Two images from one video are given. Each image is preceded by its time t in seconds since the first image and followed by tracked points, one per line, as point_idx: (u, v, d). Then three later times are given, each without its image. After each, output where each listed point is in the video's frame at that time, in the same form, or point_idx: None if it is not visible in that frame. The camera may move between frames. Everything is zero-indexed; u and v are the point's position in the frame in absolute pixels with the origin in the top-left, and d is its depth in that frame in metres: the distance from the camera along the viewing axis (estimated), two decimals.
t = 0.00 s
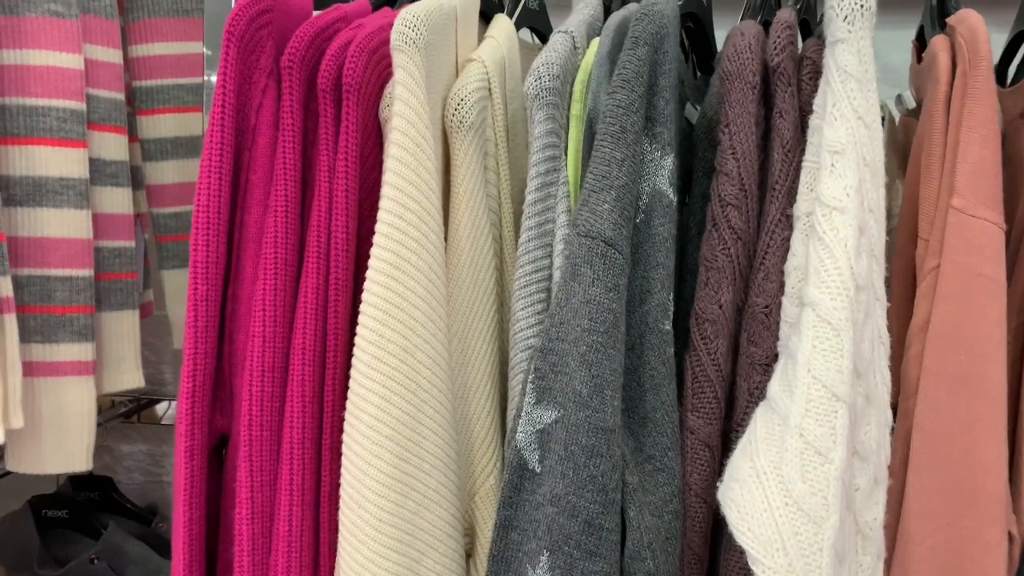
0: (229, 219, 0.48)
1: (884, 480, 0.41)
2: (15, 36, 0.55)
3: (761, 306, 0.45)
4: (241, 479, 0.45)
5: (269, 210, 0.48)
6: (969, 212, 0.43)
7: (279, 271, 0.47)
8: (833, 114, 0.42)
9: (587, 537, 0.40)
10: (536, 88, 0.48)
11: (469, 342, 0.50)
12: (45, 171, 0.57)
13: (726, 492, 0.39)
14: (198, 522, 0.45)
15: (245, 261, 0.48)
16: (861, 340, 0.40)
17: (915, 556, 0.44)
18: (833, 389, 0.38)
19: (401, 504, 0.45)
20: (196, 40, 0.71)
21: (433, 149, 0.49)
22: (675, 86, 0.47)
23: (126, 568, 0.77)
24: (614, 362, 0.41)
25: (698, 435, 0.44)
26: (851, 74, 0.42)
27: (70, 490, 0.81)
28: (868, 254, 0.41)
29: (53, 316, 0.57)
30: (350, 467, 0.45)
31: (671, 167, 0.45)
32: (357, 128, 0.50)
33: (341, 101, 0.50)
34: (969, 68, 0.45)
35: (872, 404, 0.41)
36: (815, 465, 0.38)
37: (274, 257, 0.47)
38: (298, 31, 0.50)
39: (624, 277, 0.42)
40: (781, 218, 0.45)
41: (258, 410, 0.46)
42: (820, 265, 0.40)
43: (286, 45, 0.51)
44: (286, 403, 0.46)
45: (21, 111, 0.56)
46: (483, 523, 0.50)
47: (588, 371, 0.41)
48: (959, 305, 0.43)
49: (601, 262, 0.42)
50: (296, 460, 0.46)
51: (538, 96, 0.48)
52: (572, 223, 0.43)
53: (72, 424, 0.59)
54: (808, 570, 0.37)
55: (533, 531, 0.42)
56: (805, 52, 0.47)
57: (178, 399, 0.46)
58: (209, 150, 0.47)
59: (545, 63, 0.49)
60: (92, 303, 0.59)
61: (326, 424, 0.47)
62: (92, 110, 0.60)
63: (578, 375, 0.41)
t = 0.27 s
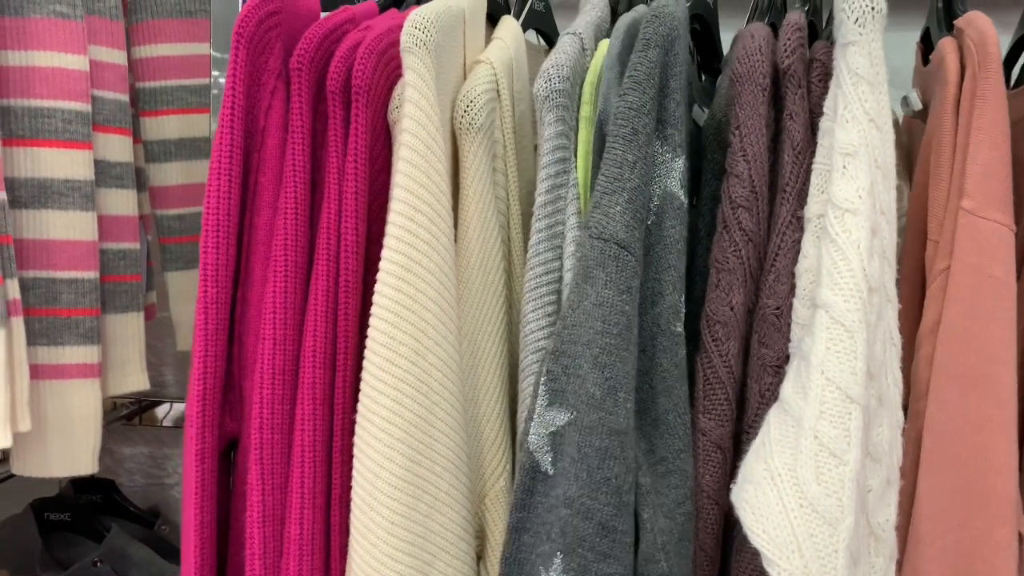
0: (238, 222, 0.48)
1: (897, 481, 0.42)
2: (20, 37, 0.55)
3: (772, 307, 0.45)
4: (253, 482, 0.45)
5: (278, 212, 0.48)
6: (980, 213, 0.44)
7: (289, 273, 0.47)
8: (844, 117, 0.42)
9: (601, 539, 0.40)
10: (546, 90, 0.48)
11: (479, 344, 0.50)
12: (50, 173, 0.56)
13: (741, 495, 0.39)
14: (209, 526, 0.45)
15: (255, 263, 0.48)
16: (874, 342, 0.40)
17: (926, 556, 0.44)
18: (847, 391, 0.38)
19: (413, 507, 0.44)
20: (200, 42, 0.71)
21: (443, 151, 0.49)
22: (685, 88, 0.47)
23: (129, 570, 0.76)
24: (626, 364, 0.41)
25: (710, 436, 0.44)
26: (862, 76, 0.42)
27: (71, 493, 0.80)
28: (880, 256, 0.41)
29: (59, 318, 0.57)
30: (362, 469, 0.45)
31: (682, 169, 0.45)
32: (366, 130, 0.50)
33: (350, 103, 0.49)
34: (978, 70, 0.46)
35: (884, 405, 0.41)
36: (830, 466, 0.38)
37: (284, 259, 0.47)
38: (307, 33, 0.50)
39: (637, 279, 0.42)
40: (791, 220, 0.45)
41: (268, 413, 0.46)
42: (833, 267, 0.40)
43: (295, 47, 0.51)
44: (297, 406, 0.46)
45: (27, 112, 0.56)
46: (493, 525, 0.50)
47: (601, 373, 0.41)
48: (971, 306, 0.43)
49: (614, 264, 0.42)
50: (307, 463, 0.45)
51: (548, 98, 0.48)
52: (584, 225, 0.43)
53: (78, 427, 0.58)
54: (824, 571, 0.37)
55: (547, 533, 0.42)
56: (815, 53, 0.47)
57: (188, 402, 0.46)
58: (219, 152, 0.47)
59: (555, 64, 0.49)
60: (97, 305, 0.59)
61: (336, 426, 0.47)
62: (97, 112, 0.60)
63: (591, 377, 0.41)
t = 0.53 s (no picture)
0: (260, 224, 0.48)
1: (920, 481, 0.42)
2: (36, 39, 0.55)
3: (794, 309, 0.45)
4: (278, 484, 0.45)
5: (300, 215, 0.48)
6: (999, 216, 0.44)
7: (312, 276, 0.47)
8: (867, 120, 0.43)
9: (629, 540, 0.41)
10: (568, 92, 0.49)
11: (500, 345, 0.50)
12: (67, 175, 0.56)
13: (768, 495, 0.39)
14: (234, 529, 0.45)
15: (277, 265, 0.48)
16: (898, 343, 0.40)
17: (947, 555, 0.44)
18: (873, 392, 0.39)
19: (438, 508, 0.45)
20: (211, 43, 0.71)
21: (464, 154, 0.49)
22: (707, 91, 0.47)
23: (140, 572, 0.76)
24: (653, 366, 0.42)
25: (733, 437, 0.45)
26: (884, 80, 0.43)
27: (81, 496, 0.80)
28: (903, 258, 0.41)
29: (76, 321, 0.57)
30: (388, 472, 0.45)
31: (705, 171, 0.45)
32: (387, 132, 0.50)
33: (372, 105, 0.50)
34: (997, 74, 0.46)
35: (908, 406, 0.41)
36: (857, 467, 0.38)
37: (307, 262, 0.47)
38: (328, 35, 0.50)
39: (662, 281, 0.43)
40: (813, 222, 0.46)
41: (292, 416, 0.46)
42: (857, 270, 0.41)
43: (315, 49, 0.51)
44: (321, 408, 0.46)
45: (43, 115, 0.56)
46: (515, 526, 0.50)
47: (627, 374, 0.41)
48: (991, 307, 0.44)
49: (639, 267, 0.42)
50: (332, 465, 0.46)
51: (570, 100, 0.48)
52: (608, 228, 0.44)
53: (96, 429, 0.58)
54: (853, 570, 0.37)
55: (573, 534, 0.42)
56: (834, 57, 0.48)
57: (212, 404, 0.46)
58: (242, 155, 0.47)
59: (575, 67, 0.49)
60: (114, 307, 0.59)
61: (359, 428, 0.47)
62: (111, 114, 0.60)
63: (617, 379, 0.41)
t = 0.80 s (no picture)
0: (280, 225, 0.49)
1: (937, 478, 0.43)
2: (53, 40, 0.55)
3: (811, 308, 0.46)
4: (301, 483, 0.46)
5: (321, 215, 0.48)
6: (1014, 215, 0.45)
7: (333, 276, 0.48)
8: (884, 121, 0.43)
9: (651, 537, 0.41)
10: (585, 93, 0.49)
11: (518, 345, 0.51)
12: (82, 176, 0.56)
13: (789, 492, 0.40)
14: (257, 527, 0.46)
15: (297, 266, 0.49)
16: (916, 342, 0.41)
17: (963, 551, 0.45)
18: (892, 391, 0.39)
19: (460, 505, 0.45)
20: (222, 43, 0.71)
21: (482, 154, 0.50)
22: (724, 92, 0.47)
23: (152, 571, 0.77)
24: (673, 365, 0.42)
25: (752, 435, 0.45)
26: (901, 82, 0.43)
27: (91, 495, 0.81)
28: (920, 258, 0.42)
29: (92, 321, 0.57)
30: (411, 471, 0.45)
31: (723, 172, 0.46)
32: (406, 133, 0.50)
33: (390, 107, 0.50)
34: (1010, 73, 0.47)
35: (925, 404, 0.42)
36: (878, 464, 0.39)
37: (328, 262, 0.48)
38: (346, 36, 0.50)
39: (682, 281, 0.43)
40: (829, 222, 0.46)
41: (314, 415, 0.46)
42: (876, 269, 0.41)
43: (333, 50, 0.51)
44: (343, 407, 0.47)
45: (58, 115, 0.56)
46: (534, 523, 0.50)
47: (649, 373, 0.42)
48: (1006, 306, 0.44)
49: (660, 267, 0.43)
50: (354, 463, 0.46)
51: (588, 101, 0.49)
52: (628, 228, 0.44)
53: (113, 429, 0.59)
54: (875, 566, 0.38)
55: (594, 532, 0.43)
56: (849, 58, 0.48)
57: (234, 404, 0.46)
58: (263, 156, 0.47)
59: (593, 68, 0.50)
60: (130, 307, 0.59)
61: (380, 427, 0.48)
62: (126, 115, 0.60)
63: (639, 377, 0.42)
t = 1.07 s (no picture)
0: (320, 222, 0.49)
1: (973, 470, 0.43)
2: (87, 39, 0.56)
3: (846, 303, 0.46)
4: (344, 477, 0.46)
5: (360, 212, 0.49)
6: None
7: (372, 272, 0.48)
8: (920, 119, 0.44)
9: (694, 529, 0.42)
10: (621, 91, 0.49)
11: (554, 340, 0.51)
12: (117, 174, 0.57)
13: (831, 483, 0.41)
14: (301, 521, 0.46)
15: (337, 263, 0.49)
16: (954, 336, 0.42)
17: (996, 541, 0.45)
18: (933, 384, 0.40)
19: (502, 498, 0.46)
20: (248, 41, 0.72)
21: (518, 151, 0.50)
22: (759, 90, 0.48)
23: (176, 566, 0.77)
24: (714, 359, 0.43)
25: (789, 428, 0.46)
26: (937, 80, 0.44)
27: (115, 490, 0.81)
28: (957, 253, 0.43)
29: (126, 318, 0.58)
30: (453, 464, 0.46)
31: (759, 168, 0.46)
32: (443, 131, 0.50)
33: (427, 104, 0.50)
34: None
35: (963, 397, 0.42)
36: (919, 456, 0.39)
37: (368, 259, 0.48)
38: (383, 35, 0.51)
39: (723, 276, 0.44)
40: (864, 219, 0.47)
41: (356, 409, 0.47)
42: (914, 265, 0.42)
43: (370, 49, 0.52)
44: (384, 402, 0.47)
45: (92, 113, 0.56)
46: (570, 517, 0.51)
47: (690, 368, 0.42)
48: None
49: (701, 263, 0.43)
50: (396, 457, 0.47)
51: (623, 99, 0.49)
52: (667, 224, 0.45)
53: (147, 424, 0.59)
54: (918, 555, 0.39)
55: (636, 524, 0.43)
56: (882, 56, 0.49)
57: (277, 398, 0.47)
58: (303, 153, 0.48)
59: (627, 66, 0.50)
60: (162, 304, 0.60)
61: (420, 422, 0.48)
62: (158, 113, 0.60)
63: (680, 371, 0.42)
